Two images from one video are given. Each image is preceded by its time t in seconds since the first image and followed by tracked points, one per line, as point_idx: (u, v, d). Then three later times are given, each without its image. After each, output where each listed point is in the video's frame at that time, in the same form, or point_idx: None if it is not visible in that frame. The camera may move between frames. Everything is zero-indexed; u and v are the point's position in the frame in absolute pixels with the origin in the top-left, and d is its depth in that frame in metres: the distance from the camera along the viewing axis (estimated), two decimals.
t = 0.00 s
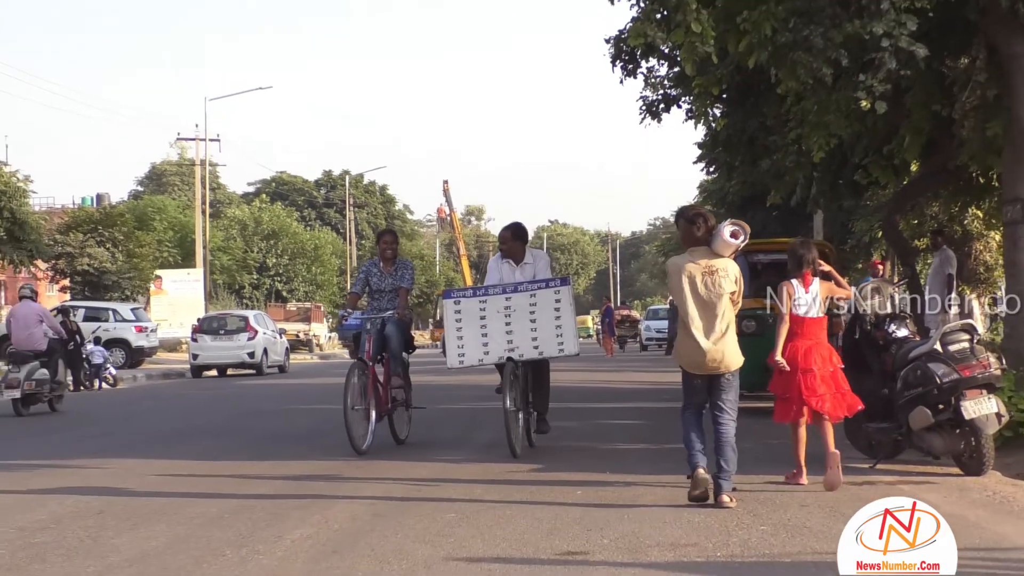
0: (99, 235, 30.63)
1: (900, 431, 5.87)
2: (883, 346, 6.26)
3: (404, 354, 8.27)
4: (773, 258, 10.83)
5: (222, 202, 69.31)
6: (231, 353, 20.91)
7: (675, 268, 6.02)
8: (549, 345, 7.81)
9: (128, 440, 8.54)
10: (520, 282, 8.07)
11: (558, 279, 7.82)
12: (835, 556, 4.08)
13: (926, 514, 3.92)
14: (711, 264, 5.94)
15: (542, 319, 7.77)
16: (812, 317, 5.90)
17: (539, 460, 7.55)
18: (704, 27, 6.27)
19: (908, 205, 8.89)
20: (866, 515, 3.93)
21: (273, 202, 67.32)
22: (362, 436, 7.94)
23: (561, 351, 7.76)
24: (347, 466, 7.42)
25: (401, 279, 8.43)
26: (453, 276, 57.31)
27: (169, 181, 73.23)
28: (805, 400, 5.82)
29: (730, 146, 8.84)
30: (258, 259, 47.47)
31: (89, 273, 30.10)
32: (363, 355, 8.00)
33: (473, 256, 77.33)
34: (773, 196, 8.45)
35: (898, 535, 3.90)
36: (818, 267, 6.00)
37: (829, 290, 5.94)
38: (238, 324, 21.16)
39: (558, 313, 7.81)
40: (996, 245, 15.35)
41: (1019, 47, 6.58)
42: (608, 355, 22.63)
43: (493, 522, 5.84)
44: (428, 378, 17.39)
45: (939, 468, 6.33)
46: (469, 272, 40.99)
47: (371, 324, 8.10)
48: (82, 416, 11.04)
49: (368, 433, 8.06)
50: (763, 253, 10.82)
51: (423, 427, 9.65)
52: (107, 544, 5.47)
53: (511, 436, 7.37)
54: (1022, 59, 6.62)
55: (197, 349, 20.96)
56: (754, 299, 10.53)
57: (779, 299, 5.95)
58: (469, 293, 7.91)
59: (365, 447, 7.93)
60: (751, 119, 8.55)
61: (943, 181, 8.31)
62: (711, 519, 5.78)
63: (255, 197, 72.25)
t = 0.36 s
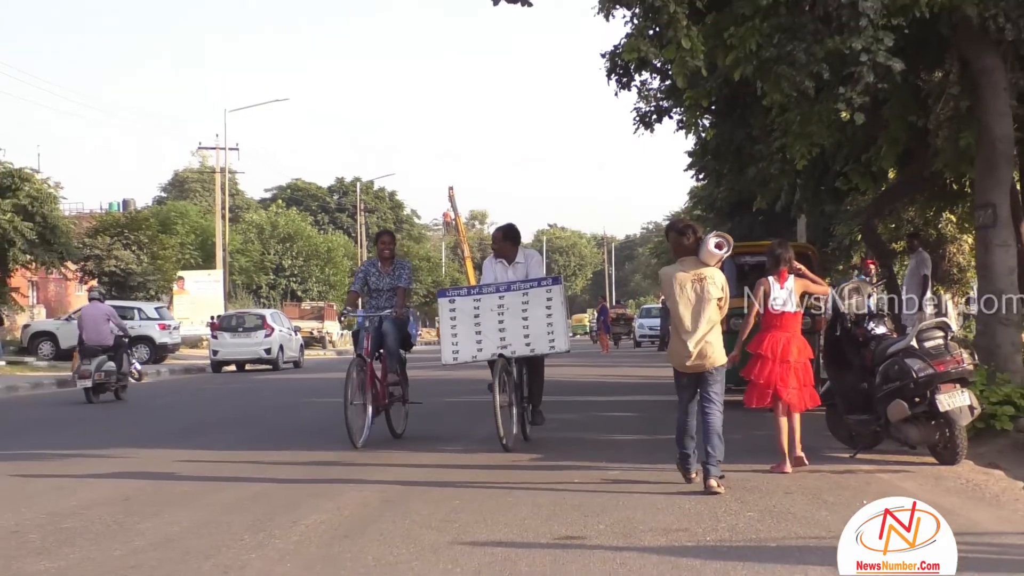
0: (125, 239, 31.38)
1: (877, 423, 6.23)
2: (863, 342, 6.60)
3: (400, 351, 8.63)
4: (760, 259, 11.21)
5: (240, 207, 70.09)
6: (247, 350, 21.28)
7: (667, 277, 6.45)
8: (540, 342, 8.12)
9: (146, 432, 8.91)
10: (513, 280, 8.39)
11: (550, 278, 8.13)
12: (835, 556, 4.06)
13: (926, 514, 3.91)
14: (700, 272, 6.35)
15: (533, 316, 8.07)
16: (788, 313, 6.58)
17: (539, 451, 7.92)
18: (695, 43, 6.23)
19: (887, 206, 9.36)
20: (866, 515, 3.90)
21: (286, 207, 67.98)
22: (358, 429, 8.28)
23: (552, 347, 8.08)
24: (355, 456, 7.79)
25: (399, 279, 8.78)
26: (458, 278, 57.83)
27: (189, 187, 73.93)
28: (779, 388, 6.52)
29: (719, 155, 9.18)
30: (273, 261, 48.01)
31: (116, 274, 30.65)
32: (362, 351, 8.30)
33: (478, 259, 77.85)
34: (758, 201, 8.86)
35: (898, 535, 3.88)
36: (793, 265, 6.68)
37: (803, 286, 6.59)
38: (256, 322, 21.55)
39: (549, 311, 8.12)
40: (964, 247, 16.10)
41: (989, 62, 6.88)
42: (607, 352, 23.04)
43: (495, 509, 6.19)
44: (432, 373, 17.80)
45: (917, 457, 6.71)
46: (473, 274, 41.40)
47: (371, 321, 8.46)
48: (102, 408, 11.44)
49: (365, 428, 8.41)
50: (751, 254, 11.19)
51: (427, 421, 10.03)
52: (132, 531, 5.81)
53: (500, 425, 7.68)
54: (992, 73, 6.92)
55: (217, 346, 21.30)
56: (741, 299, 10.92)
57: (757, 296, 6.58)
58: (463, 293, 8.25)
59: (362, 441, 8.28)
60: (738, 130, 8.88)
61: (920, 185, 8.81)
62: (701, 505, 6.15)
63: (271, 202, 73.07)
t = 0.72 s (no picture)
0: (165, 242, 34.58)
1: (880, 417, 6.52)
2: (865, 340, 6.90)
3: (415, 349, 8.86)
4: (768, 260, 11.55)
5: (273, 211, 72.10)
6: (281, 347, 22.48)
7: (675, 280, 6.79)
8: (550, 339, 8.40)
9: (179, 427, 9.33)
10: (524, 280, 8.66)
11: (560, 278, 8.38)
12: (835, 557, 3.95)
13: (925, 513, 3.81)
14: (705, 278, 6.67)
15: (544, 314, 8.34)
16: (789, 317, 6.93)
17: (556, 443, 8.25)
18: (704, 55, 6.47)
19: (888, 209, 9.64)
20: (865, 514, 3.81)
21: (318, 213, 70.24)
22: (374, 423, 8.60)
23: (561, 345, 8.34)
24: (380, 451, 8.14)
25: (413, 278, 9.04)
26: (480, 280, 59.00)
27: (225, 193, 76.61)
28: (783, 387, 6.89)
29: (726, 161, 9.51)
30: (304, 262, 49.60)
31: (156, 275, 33.79)
32: (376, 348, 8.59)
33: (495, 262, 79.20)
34: (764, 206, 9.18)
35: (897, 535, 3.78)
36: (793, 274, 6.99)
37: (800, 293, 6.92)
38: (288, 319, 22.78)
39: (558, 309, 8.36)
40: (962, 249, 16.48)
41: (983, 73, 7.16)
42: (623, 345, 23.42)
43: (514, 500, 6.51)
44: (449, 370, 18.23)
45: (919, 449, 7.00)
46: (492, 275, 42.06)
47: (386, 319, 8.74)
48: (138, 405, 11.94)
49: (382, 423, 8.73)
50: (758, 256, 11.55)
51: (450, 415, 10.38)
52: (167, 526, 6.20)
53: (507, 426, 7.87)
54: (986, 83, 7.20)
55: (251, 343, 22.63)
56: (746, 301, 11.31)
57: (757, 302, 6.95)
58: (476, 292, 8.54)
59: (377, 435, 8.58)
60: (744, 138, 9.19)
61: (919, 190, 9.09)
62: (710, 492, 6.48)
63: (302, 207, 75.36)
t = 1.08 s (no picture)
0: (211, 244, 34.98)
1: (891, 412, 6.77)
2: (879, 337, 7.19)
3: (436, 348, 9.09)
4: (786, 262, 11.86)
5: (313, 214, 73.53)
6: (320, 344, 23.08)
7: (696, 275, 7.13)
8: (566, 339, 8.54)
9: (217, 422, 9.70)
10: (543, 279, 8.77)
11: (577, 278, 8.50)
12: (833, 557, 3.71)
13: (926, 513, 3.57)
14: (723, 271, 7.01)
15: (561, 313, 8.49)
16: (800, 313, 7.28)
17: (582, 439, 8.49)
18: (726, 66, 6.74)
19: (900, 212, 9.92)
20: (865, 514, 3.57)
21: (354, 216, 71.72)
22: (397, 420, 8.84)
23: (577, 345, 8.52)
24: (409, 446, 8.43)
25: (435, 278, 9.24)
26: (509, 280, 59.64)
27: (267, 198, 78.94)
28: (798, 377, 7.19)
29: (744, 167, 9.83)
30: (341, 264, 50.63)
31: (202, 276, 34.42)
32: (399, 347, 8.83)
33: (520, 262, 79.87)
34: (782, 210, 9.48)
35: (897, 535, 3.55)
36: (804, 273, 7.41)
37: (811, 291, 7.29)
38: (326, 319, 23.37)
39: (576, 309, 8.51)
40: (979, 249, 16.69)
41: (994, 81, 7.37)
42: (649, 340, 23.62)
43: (540, 492, 6.81)
44: (476, 367, 18.54)
45: (933, 445, 7.22)
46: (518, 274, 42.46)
47: (408, 317, 9.00)
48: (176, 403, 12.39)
49: (404, 421, 8.98)
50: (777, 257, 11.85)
51: (480, 412, 10.64)
52: (200, 516, 6.53)
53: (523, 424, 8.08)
54: (996, 91, 7.43)
55: (291, 340, 23.19)
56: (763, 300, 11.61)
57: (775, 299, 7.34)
58: (495, 291, 8.63)
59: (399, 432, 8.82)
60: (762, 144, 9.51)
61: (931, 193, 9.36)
62: (727, 484, 6.76)
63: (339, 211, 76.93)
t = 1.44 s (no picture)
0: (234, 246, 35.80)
1: (879, 408, 7.11)
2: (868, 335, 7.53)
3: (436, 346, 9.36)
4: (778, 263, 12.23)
5: (328, 218, 74.47)
6: (335, 341, 23.54)
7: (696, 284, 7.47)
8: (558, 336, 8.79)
9: (232, 417, 10.05)
10: (538, 277, 9.00)
11: (570, 276, 8.78)
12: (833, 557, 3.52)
13: (927, 513, 3.36)
14: (722, 283, 7.33)
15: (554, 311, 8.74)
16: (787, 314, 7.66)
17: (587, 432, 8.82)
18: (723, 76, 7.06)
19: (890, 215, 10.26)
20: (865, 513, 3.37)
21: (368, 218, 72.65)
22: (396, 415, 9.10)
23: (569, 342, 8.74)
24: (420, 440, 8.77)
25: (437, 277, 9.42)
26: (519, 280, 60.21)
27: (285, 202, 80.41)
28: (787, 377, 7.59)
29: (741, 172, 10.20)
30: (356, 265, 51.37)
31: (224, 277, 35.49)
32: (400, 344, 9.09)
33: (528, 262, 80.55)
34: (777, 213, 9.86)
35: (897, 535, 3.34)
36: (792, 277, 7.78)
37: (799, 294, 7.67)
38: (342, 317, 23.76)
39: (569, 307, 8.75)
40: (972, 247, 17.16)
41: (978, 92, 7.62)
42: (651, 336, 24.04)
43: (545, 482, 7.14)
44: (482, 364, 18.91)
45: (923, 439, 7.55)
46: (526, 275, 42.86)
47: (409, 316, 9.24)
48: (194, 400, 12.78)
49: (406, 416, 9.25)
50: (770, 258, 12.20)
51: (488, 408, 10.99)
52: (222, 506, 6.87)
53: (516, 426, 8.40)
54: (980, 101, 7.68)
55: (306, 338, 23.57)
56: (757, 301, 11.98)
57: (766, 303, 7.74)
58: (491, 291, 8.88)
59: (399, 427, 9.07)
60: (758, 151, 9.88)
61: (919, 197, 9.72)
62: (725, 474, 7.11)
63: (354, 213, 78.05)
